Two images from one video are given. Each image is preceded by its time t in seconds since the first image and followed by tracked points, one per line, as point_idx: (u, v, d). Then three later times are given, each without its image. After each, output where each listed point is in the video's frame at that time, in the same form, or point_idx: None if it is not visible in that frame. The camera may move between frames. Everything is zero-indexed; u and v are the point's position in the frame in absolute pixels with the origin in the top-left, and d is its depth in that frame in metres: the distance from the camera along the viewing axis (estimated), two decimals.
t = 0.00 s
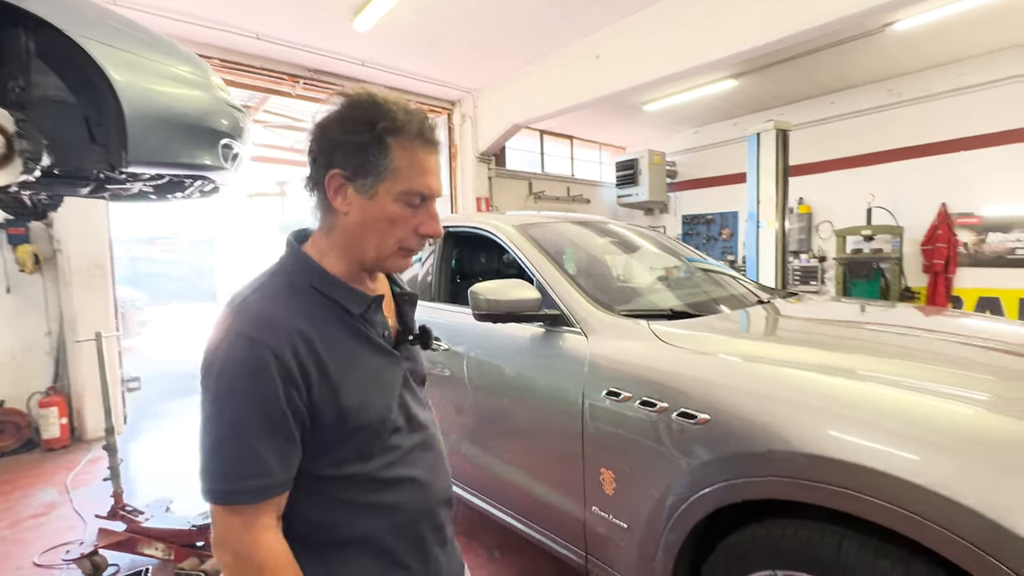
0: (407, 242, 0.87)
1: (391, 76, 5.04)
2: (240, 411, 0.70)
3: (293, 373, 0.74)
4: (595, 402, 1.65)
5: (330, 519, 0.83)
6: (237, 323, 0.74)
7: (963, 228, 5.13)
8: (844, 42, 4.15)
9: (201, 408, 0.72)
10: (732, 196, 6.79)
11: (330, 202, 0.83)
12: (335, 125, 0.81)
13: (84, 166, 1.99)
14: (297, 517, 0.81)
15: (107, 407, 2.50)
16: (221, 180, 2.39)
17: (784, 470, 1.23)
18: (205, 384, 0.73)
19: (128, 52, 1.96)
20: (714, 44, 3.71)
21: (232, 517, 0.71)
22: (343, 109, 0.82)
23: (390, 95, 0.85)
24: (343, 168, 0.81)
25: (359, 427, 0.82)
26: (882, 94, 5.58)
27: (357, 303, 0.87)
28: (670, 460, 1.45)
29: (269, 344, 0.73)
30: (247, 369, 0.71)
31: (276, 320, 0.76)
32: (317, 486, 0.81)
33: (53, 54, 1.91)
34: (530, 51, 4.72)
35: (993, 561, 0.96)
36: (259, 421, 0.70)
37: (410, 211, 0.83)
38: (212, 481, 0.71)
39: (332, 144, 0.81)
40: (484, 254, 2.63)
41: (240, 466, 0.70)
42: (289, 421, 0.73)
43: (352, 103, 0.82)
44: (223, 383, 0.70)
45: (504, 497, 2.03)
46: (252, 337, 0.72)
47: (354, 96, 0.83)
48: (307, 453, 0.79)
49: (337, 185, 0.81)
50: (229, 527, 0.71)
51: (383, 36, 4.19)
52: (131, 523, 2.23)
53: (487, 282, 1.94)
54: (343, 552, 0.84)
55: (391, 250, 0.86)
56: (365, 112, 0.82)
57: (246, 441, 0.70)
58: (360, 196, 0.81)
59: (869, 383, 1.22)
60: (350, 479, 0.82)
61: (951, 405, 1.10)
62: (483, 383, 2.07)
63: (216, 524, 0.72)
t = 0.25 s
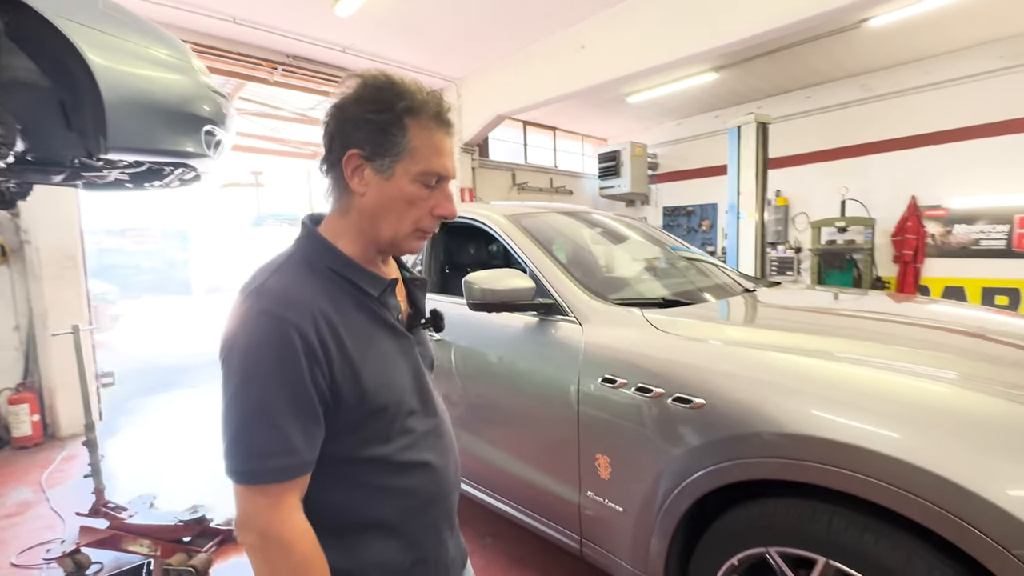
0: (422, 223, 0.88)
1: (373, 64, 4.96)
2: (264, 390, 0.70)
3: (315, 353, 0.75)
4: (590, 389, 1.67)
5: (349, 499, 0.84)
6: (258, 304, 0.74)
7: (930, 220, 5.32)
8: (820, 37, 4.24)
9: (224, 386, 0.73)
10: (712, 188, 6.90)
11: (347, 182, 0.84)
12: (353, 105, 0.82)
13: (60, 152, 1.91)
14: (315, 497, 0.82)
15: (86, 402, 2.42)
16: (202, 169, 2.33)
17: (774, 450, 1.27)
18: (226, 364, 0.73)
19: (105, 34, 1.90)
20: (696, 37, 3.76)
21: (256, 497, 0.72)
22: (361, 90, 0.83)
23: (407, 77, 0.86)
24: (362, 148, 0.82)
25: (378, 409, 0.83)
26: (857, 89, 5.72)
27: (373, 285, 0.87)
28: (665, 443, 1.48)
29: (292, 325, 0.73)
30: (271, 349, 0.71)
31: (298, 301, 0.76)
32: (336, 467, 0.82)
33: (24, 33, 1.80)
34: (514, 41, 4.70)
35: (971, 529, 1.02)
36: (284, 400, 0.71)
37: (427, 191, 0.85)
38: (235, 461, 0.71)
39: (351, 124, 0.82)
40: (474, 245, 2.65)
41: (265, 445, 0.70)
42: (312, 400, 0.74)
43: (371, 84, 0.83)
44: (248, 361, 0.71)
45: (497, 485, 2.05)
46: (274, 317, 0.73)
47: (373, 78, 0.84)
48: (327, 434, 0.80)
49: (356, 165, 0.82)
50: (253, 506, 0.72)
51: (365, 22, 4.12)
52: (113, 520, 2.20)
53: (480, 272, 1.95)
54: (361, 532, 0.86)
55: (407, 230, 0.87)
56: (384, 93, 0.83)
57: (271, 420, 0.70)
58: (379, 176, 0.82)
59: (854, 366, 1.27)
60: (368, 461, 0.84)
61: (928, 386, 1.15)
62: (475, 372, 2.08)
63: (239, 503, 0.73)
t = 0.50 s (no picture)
0: (430, 212, 0.90)
1: (349, 49, 4.85)
2: (279, 369, 0.71)
3: (327, 334, 0.75)
4: (581, 374, 1.71)
5: (359, 480, 0.84)
6: (273, 286, 0.75)
7: (891, 211, 5.57)
8: (792, 32, 4.35)
9: (240, 366, 0.73)
10: (686, 179, 7.04)
11: (359, 168, 0.85)
12: (370, 93, 0.84)
13: (27, 137, 1.82)
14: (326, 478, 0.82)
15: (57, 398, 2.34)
16: (177, 157, 2.26)
17: (759, 427, 1.33)
18: (242, 345, 0.74)
19: (74, 12, 1.81)
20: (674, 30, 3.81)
21: (273, 473, 0.72)
22: (378, 79, 0.85)
23: (422, 70, 0.88)
24: (376, 135, 0.83)
25: (387, 391, 0.83)
26: (825, 84, 5.91)
27: (382, 270, 0.88)
28: (654, 425, 1.53)
29: (305, 305, 0.74)
30: (286, 328, 0.72)
31: (311, 282, 0.77)
32: (347, 448, 0.83)
33: None
34: (492, 29, 4.67)
35: (939, 495, 1.10)
36: (299, 378, 0.72)
37: (437, 180, 0.87)
38: (252, 438, 0.72)
39: (367, 111, 0.84)
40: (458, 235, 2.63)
41: (281, 423, 0.71)
42: (326, 380, 0.74)
43: (388, 74, 0.85)
44: (263, 340, 0.71)
45: (487, 470, 2.07)
46: (288, 298, 0.74)
47: (389, 68, 0.86)
48: (339, 415, 0.80)
49: (369, 151, 0.84)
50: (270, 483, 0.73)
51: (341, 6, 4.03)
52: (90, 518, 2.21)
53: (468, 261, 1.95)
54: (370, 514, 0.86)
55: (415, 218, 0.88)
56: (401, 83, 0.85)
57: (286, 398, 0.71)
58: (392, 163, 0.83)
59: (831, 348, 1.35)
60: (378, 442, 0.84)
61: (902, 365, 1.24)
62: (463, 360, 2.09)
63: (257, 481, 0.74)
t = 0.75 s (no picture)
0: (431, 202, 0.90)
1: (326, 37, 4.76)
2: (282, 351, 0.71)
3: (329, 318, 0.75)
4: (569, 363, 1.74)
5: (361, 466, 0.84)
6: (275, 271, 0.75)
7: (858, 205, 5.77)
8: (766, 28, 4.45)
9: (243, 351, 0.73)
10: (663, 172, 7.15)
11: (361, 158, 0.86)
12: (372, 84, 0.85)
13: None
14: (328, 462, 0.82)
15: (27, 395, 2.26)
16: (153, 146, 2.22)
17: (742, 410, 1.39)
18: (245, 331, 0.74)
19: None
20: (653, 24, 3.85)
21: (277, 454, 0.72)
22: (379, 70, 0.86)
23: (422, 61, 0.89)
24: (378, 125, 0.84)
25: (388, 376, 0.84)
26: (797, 80, 6.05)
27: (383, 257, 0.88)
28: (640, 410, 1.57)
29: (307, 289, 0.74)
30: (289, 311, 0.72)
31: (312, 268, 0.77)
32: (349, 433, 0.83)
33: None
34: (472, 21, 4.64)
35: (907, 470, 1.17)
36: (302, 362, 0.72)
37: (437, 171, 0.88)
38: (256, 421, 0.72)
39: (368, 102, 0.84)
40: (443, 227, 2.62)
41: (284, 405, 0.71)
42: (328, 363, 0.74)
43: (389, 65, 0.86)
44: (266, 324, 0.71)
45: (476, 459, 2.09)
46: (291, 282, 0.74)
47: (390, 60, 0.87)
48: (341, 400, 0.80)
49: (371, 141, 0.85)
50: (274, 465, 0.73)
51: None
52: (65, 517, 2.19)
53: (455, 252, 1.96)
54: (371, 499, 0.86)
55: (416, 208, 0.89)
56: (402, 74, 0.86)
57: (289, 380, 0.71)
58: (393, 153, 0.84)
59: (810, 334, 1.41)
60: (379, 427, 0.84)
61: (874, 349, 1.31)
62: (449, 350, 2.10)
63: (260, 464, 0.74)
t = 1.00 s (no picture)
0: (433, 194, 0.92)
1: (302, 27, 4.66)
2: (291, 337, 0.71)
3: (337, 304, 0.76)
4: (558, 353, 1.77)
5: (365, 452, 0.85)
6: (282, 259, 0.75)
7: (827, 199, 5.96)
8: (741, 26, 4.54)
9: (251, 338, 0.73)
10: (640, 167, 7.25)
11: (366, 150, 0.87)
12: (376, 78, 0.86)
13: None
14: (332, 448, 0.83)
15: None
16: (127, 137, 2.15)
17: (726, 395, 1.44)
18: (253, 317, 0.74)
19: None
20: (633, 20, 3.90)
21: (284, 439, 0.72)
22: (383, 65, 0.87)
23: (425, 57, 0.90)
24: (383, 119, 0.85)
25: (393, 363, 0.85)
26: (770, 77, 6.20)
27: (387, 246, 0.89)
28: (628, 397, 1.62)
29: (315, 275, 0.75)
30: (296, 297, 0.72)
31: (319, 256, 0.77)
32: (353, 420, 0.83)
33: None
34: (451, 13, 4.61)
35: (879, 448, 1.24)
36: (311, 348, 0.72)
37: (440, 164, 0.89)
38: (264, 406, 0.72)
39: (373, 96, 0.85)
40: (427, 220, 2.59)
41: (293, 389, 0.71)
42: (336, 349, 0.75)
43: (392, 60, 0.87)
44: (275, 311, 0.72)
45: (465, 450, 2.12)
46: (299, 269, 0.74)
47: (393, 56, 0.88)
48: (345, 387, 0.81)
49: (376, 134, 0.86)
50: (281, 451, 0.72)
51: None
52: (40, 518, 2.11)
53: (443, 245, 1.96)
54: (375, 485, 0.86)
55: (419, 200, 0.90)
56: (405, 69, 0.87)
57: (298, 365, 0.71)
58: (397, 146, 0.86)
59: (789, 322, 1.47)
60: (384, 413, 0.85)
61: (848, 334, 1.38)
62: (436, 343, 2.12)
63: (268, 449, 0.73)
